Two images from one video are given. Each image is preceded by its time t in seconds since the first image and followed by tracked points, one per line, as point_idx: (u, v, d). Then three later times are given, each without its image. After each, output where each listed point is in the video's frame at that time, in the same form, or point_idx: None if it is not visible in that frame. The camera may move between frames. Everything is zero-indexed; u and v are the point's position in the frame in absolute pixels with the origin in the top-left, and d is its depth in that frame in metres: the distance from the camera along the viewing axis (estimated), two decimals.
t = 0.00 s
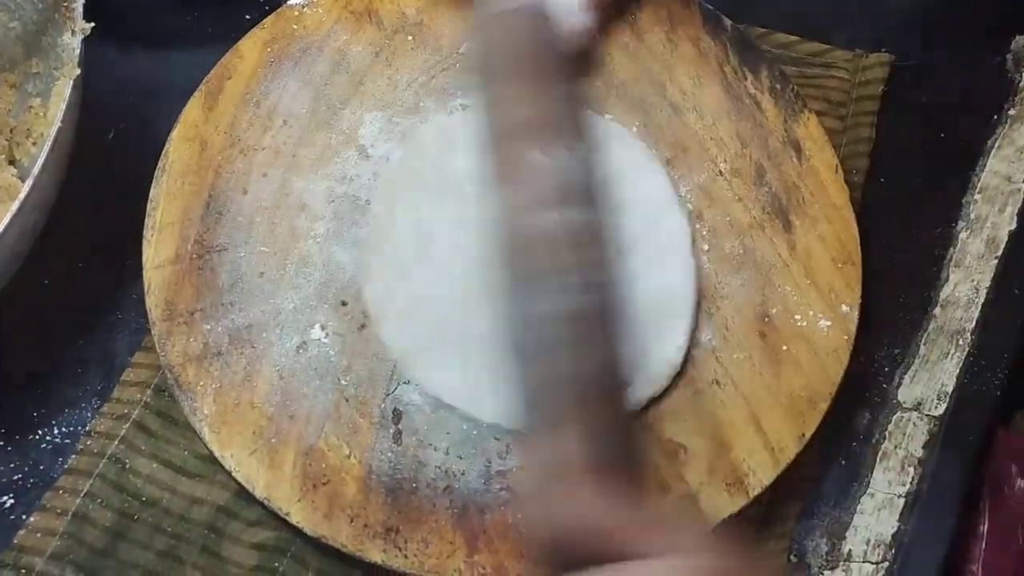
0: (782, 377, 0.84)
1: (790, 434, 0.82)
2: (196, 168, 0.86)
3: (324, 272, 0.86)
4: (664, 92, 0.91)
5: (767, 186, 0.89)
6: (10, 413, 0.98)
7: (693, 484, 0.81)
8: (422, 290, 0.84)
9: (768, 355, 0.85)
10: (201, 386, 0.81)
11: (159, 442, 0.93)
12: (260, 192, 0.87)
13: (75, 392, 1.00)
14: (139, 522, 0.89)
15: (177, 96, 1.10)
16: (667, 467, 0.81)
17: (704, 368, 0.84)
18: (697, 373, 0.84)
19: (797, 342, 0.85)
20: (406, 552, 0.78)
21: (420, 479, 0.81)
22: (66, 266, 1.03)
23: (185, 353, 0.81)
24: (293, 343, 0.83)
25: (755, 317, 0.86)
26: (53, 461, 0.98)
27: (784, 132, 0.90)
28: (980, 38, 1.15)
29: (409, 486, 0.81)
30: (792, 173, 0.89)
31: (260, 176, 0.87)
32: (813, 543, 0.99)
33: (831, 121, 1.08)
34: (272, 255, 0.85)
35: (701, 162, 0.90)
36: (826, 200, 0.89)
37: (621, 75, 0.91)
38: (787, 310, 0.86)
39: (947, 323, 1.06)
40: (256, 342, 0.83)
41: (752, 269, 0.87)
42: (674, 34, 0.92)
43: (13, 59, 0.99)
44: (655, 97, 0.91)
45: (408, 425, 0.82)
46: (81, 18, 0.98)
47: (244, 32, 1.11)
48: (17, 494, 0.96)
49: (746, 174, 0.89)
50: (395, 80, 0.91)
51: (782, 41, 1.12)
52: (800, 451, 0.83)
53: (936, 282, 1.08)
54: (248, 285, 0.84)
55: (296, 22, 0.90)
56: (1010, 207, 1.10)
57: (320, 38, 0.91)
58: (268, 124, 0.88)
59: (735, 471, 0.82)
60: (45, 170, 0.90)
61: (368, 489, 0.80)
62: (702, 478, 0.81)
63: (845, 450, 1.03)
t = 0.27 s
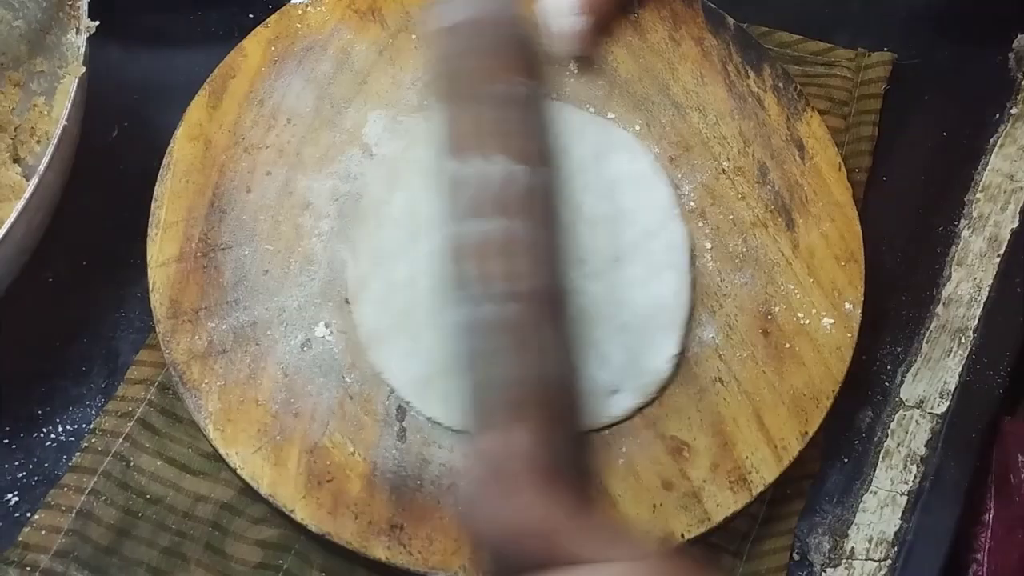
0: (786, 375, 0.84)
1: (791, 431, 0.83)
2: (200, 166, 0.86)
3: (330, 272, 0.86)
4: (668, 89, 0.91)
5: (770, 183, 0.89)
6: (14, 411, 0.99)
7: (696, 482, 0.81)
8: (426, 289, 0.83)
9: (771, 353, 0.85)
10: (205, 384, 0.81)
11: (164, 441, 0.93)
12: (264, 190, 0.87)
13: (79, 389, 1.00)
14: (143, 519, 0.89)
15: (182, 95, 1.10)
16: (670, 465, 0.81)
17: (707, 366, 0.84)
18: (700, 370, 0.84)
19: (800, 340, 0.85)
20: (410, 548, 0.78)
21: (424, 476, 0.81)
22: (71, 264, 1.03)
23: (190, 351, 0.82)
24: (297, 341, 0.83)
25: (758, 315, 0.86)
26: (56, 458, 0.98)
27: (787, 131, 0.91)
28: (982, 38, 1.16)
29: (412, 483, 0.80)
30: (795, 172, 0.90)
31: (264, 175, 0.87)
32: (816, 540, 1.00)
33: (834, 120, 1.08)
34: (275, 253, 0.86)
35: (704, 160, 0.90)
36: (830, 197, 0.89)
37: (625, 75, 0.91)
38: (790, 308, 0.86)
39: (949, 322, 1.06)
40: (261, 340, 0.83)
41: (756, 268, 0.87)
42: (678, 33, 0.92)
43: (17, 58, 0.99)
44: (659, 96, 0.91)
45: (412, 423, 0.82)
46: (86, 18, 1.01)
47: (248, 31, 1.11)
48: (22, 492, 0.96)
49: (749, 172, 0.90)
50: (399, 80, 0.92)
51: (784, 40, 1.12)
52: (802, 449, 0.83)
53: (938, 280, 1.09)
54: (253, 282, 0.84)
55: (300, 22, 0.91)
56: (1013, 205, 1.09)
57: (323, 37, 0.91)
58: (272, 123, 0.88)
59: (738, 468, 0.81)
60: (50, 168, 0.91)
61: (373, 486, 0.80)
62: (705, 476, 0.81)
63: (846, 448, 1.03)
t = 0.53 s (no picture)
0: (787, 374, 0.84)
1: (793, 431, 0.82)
2: (202, 166, 0.86)
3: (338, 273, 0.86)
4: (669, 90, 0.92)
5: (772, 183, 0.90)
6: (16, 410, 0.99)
7: (697, 481, 0.81)
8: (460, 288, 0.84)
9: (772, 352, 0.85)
10: (209, 384, 0.81)
11: (166, 440, 0.94)
12: (266, 189, 0.87)
13: (80, 389, 1.00)
14: (145, 518, 0.90)
15: (184, 95, 1.10)
16: (670, 463, 0.82)
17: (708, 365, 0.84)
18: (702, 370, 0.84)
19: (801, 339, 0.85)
20: (411, 548, 0.78)
21: (425, 475, 0.81)
22: (73, 263, 1.04)
23: (193, 350, 0.82)
24: (299, 341, 0.84)
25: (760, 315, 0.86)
26: (59, 458, 0.98)
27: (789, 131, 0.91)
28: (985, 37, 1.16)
29: (414, 482, 0.81)
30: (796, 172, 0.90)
31: (266, 174, 0.87)
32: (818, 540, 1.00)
33: (835, 120, 1.08)
34: (278, 252, 0.86)
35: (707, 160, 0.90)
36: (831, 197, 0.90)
37: (625, 74, 0.92)
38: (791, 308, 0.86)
39: (950, 322, 1.06)
40: (263, 339, 0.83)
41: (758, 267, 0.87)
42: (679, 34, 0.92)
43: (21, 59, 1.00)
44: (659, 97, 0.91)
45: (414, 422, 0.83)
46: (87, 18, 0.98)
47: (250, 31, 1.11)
48: (25, 491, 0.97)
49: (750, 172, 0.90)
50: (401, 79, 0.91)
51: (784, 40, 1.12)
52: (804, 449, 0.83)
53: (939, 280, 1.08)
54: (255, 282, 0.85)
55: (302, 21, 0.91)
56: (1013, 206, 1.10)
57: (326, 37, 0.91)
58: (275, 123, 0.89)
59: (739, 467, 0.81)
60: (54, 167, 0.91)
61: (375, 485, 0.80)
62: (706, 475, 0.81)
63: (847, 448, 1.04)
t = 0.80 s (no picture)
0: (787, 372, 0.85)
1: (793, 428, 0.83)
2: (202, 165, 0.86)
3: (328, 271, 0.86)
4: (668, 88, 0.91)
5: (771, 182, 0.90)
6: (18, 408, 0.99)
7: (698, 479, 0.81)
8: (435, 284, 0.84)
9: (772, 350, 0.85)
10: (208, 382, 0.81)
11: (166, 438, 0.94)
12: (266, 188, 0.87)
13: (81, 387, 1.00)
14: (146, 517, 0.90)
15: (184, 94, 1.10)
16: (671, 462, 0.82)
17: (708, 363, 0.85)
18: (702, 367, 0.84)
19: (801, 338, 0.85)
20: (412, 546, 0.79)
21: (426, 473, 0.81)
22: (73, 261, 1.04)
23: (193, 349, 0.82)
24: (299, 339, 0.84)
25: (760, 313, 0.86)
26: (59, 456, 0.98)
27: (788, 130, 0.91)
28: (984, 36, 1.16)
29: (415, 480, 0.81)
30: (796, 170, 0.90)
31: (266, 173, 0.87)
32: (818, 537, 1.00)
33: (834, 118, 1.08)
34: (278, 251, 0.86)
35: (706, 158, 0.90)
36: (830, 195, 0.90)
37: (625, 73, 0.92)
38: (791, 306, 0.86)
39: (950, 320, 1.06)
40: (263, 338, 0.83)
41: (758, 265, 0.87)
42: (679, 33, 0.93)
43: (20, 58, 1.00)
44: (659, 95, 0.91)
45: (414, 420, 0.82)
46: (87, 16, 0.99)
47: (249, 30, 1.11)
48: (25, 489, 0.97)
49: (750, 170, 0.90)
50: (401, 78, 0.91)
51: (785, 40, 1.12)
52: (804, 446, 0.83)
53: (939, 278, 1.09)
54: (255, 280, 0.85)
55: (302, 20, 0.91)
56: (1013, 204, 1.09)
57: (325, 36, 0.91)
58: (275, 121, 0.89)
59: (740, 466, 0.82)
60: (54, 166, 0.91)
61: (375, 483, 0.80)
62: (706, 473, 0.81)
63: (847, 446, 1.04)
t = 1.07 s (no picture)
0: (789, 370, 0.85)
1: (795, 426, 0.83)
2: (205, 163, 0.86)
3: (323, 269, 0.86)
4: (670, 86, 0.92)
5: (773, 179, 0.90)
6: (20, 406, 0.99)
7: (700, 476, 0.82)
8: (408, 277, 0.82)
9: (775, 348, 0.85)
10: (211, 379, 0.81)
11: (169, 436, 0.94)
12: (269, 186, 0.87)
13: (84, 385, 1.00)
14: (149, 514, 0.90)
15: (186, 93, 1.10)
16: (673, 459, 0.82)
17: (710, 360, 0.85)
18: (703, 364, 0.85)
19: (803, 335, 0.86)
20: (415, 544, 0.79)
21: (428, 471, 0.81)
22: (76, 259, 1.04)
23: (196, 346, 0.82)
24: (301, 337, 0.84)
25: (761, 310, 0.86)
26: (62, 454, 0.98)
27: (790, 127, 0.91)
28: (985, 35, 1.16)
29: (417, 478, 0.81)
30: (797, 168, 0.90)
31: (269, 171, 0.88)
32: (819, 535, 1.00)
33: (835, 117, 1.08)
34: (280, 248, 0.86)
35: (707, 157, 0.90)
36: (832, 193, 0.89)
37: (627, 71, 0.92)
38: (792, 303, 0.87)
39: (951, 318, 1.06)
40: (265, 336, 0.83)
41: (760, 263, 0.88)
42: (681, 30, 0.93)
43: (23, 56, 1.00)
44: (661, 92, 0.92)
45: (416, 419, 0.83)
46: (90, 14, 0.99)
47: (251, 29, 1.11)
48: (28, 487, 0.97)
49: (752, 168, 0.90)
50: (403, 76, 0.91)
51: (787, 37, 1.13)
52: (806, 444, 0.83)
53: (940, 276, 1.09)
54: (258, 277, 0.85)
55: (304, 18, 0.91)
56: (1015, 202, 1.09)
57: (328, 34, 0.91)
58: (277, 119, 0.89)
59: (741, 463, 0.82)
60: (57, 163, 0.91)
61: (378, 481, 0.80)
62: (709, 469, 0.82)
63: (848, 444, 1.04)
